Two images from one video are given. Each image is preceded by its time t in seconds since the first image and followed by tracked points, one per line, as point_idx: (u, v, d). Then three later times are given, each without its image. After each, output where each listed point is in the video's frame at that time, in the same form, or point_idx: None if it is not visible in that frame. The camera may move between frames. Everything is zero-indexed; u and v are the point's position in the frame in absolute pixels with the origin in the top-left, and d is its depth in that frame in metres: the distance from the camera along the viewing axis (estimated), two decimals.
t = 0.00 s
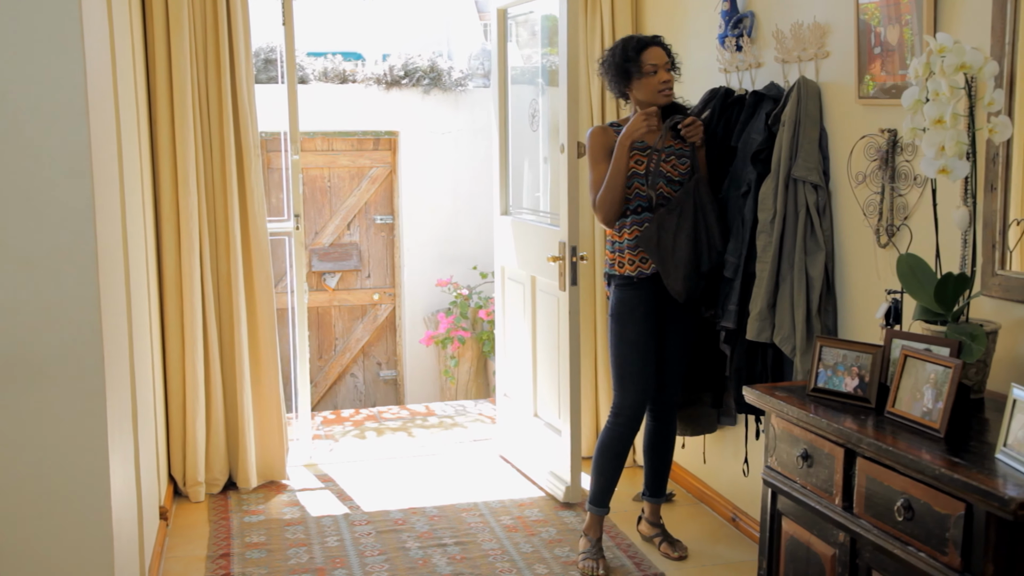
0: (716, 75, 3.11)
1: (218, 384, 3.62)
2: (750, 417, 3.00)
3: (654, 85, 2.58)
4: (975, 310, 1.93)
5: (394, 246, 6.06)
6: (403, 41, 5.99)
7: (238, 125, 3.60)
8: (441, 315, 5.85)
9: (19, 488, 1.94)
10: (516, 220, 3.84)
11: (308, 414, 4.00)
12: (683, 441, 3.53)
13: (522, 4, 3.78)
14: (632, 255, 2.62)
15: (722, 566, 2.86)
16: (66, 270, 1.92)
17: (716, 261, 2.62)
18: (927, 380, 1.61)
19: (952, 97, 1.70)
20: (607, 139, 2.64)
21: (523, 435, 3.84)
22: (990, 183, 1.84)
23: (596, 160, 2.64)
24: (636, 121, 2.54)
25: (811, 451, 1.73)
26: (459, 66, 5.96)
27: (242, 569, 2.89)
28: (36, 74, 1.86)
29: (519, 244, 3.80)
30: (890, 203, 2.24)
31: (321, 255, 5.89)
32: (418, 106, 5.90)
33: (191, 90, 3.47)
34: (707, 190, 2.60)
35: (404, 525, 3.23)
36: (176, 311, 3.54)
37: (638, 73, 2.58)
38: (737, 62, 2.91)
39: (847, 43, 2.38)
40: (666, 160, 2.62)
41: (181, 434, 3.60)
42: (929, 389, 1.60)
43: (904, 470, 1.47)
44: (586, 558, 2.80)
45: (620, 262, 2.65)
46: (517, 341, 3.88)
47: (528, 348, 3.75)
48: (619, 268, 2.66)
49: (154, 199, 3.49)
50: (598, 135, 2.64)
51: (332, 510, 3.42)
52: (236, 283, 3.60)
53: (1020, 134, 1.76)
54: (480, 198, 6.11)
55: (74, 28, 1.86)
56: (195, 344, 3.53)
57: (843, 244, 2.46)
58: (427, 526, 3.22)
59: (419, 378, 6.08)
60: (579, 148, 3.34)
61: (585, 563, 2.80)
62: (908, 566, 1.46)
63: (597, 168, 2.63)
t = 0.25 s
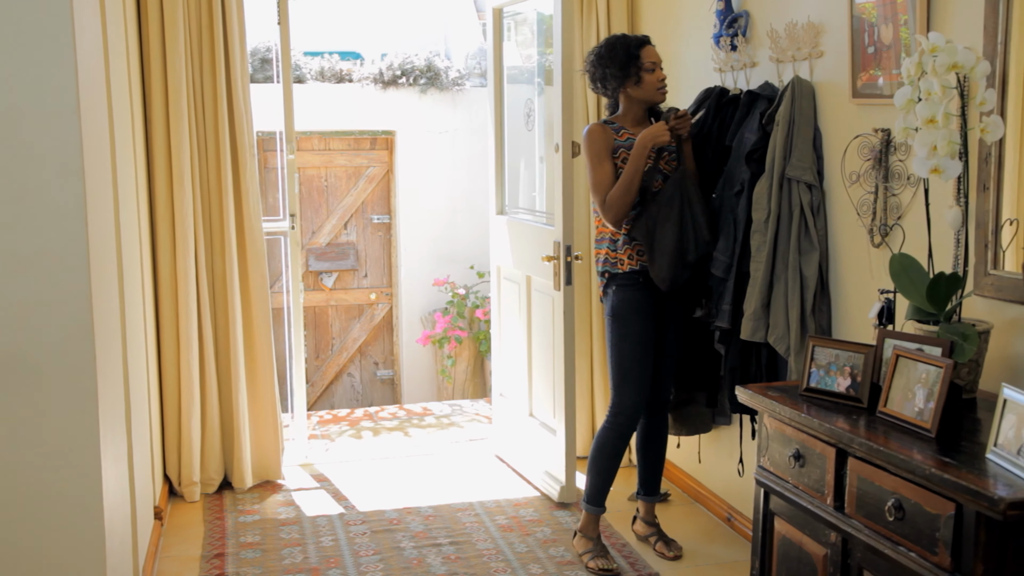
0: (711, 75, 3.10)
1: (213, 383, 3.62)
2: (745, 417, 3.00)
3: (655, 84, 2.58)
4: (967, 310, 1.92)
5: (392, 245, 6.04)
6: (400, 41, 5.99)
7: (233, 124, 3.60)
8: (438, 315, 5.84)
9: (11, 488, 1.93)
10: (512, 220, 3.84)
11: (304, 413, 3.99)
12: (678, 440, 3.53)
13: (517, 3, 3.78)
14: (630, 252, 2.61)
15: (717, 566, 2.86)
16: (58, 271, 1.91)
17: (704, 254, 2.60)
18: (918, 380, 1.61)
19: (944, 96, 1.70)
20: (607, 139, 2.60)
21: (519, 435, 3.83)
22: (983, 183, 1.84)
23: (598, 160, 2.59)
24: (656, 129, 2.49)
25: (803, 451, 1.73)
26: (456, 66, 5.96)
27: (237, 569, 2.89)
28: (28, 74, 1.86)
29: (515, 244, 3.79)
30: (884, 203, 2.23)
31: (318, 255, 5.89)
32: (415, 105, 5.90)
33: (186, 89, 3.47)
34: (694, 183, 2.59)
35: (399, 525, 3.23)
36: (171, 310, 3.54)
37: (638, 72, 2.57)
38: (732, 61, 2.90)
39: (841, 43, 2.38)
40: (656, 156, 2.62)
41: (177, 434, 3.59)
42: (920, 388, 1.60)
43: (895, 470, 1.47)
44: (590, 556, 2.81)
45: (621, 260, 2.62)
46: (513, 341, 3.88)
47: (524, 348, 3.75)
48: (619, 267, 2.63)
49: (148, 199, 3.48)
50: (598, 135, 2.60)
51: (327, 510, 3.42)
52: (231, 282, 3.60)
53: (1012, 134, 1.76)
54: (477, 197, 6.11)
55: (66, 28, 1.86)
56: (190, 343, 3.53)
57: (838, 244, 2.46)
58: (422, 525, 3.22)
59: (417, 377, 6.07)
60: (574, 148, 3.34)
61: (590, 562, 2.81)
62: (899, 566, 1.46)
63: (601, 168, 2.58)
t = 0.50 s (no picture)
0: (706, 74, 3.10)
1: (208, 384, 3.61)
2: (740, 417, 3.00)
3: (644, 83, 2.61)
4: (959, 310, 1.92)
5: (389, 245, 6.01)
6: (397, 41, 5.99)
7: (228, 124, 3.59)
8: (434, 315, 5.84)
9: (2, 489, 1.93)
10: (508, 219, 3.83)
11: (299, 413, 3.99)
12: (673, 440, 3.54)
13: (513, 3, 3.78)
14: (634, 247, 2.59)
15: (712, 566, 2.86)
16: (51, 271, 1.91)
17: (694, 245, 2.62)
18: (910, 380, 1.61)
19: (936, 96, 1.70)
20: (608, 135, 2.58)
21: (514, 435, 3.83)
22: (975, 183, 1.84)
23: (601, 152, 2.55)
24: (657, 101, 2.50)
25: (795, 451, 1.73)
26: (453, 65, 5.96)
27: (231, 569, 2.89)
28: (20, 74, 1.85)
29: (511, 244, 3.79)
30: (878, 203, 2.23)
31: (315, 254, 5.84)
32: (412, 105, 5.90)
33: (181, 88, 3.47)
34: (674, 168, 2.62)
35: (394, 525, 3.23)
36: (166, 311, 3.54)
37: (633, 68, 2.58)
38: (727, 61, 2.90)
39: (835, 43, 2.38)
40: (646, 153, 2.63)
41: (171, 434, 3.59)
42: (911, 388, 1.60)
43: (886, 470, 1.47)
44: (584, 557, 2.81)
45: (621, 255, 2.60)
46: (509, 340, 3.88)
47: (519, 348, 3.75)
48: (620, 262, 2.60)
49: (143, 199, 3.48)
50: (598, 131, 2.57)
51: (323, 510, 3.42)
52: (226, 282, 3.59)
53: (1004, 134, 1.76)
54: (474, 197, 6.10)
55: (58, 28, 1.86)
56: (185, 343, 3.53)
57: (833, 244, 2.46)
58: (417, 525, 3.22)
59: (413, 377, 6.07)
60: (569, 148, 3.34)
61: (584, 562, 2.81)
62: (890, 566, 1.46)
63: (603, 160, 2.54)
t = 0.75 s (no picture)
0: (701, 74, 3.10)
1: (203, 383, 3.61)
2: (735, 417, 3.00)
3: (630, 82, 2.60)
4: (953, 310, 1.92)
5: (386, 245, 6.03)
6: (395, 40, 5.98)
7: (224, 124, 3.59)
8: (432, 315, 5.83)
9: None
10: (504, 219, 3.83)
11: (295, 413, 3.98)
12: (669, 440, 3.53)
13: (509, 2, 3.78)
14: (636, 243, 2.58)
15: (707, 565, 2.86)
16: (42, 271, 1.91)
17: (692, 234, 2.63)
18: (902, 380, 1.61)
19: (928, 96, 1.70)
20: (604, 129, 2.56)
21: (510, 435, 3.83)
22: (968, 183, 1.84)
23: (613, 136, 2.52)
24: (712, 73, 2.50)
25: (787, 451, 1.73)
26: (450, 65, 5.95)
27: (225, 569, 2.88)
28: (10, 73, 1.85)
29: (507, 243, 3.79)
30: (872, 203, 2.23)
31: (313, 253, 5.87)
32: (409, 104, 5.90)
33: (176, 88, 3.46)
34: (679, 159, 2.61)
35: (390, 524, 3.23)
36: (162, 310, 3.53)
37: (620, 66, 2.57)
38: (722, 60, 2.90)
39: (829, 43, 2.38)
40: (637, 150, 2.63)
41: (166, 433, 3.59)
42: (903, 388, 1.60)
43: (877, 470, 1.46)
44: (578, 557, 2.81)
45: (619, 252, 2.59)
46: (505, 340, 3.88)
47: (515, 347, 3.75)
48: (618, 260, 2.59)
49: (139, 198, 3.47)
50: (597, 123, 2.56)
51: (318, 510, 3.42)
52: (222, 282, 3.59)
53: (997, 134, 1.76)
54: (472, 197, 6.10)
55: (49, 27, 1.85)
56: (180, 342, 3.52)
57: (827, 244, 2.45)
58: (412, 525, 3.22)
59: (411, 376, 6.07)
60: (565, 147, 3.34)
61: (578, 563, 2.81)
62: (881, 566, 1.46)
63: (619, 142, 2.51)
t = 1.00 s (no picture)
0: (696, 72, 3.10)
1: (199, 382, 3.61)
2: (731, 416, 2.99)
3: (623, 78, 2.60)
4: (946, 308, 1.92)
5: (383, 244, 6.02)
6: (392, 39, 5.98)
7: (219, 123, 3.59)
8: (429, 313, 5.82)
9: None
10: (499, 218, 3.84)
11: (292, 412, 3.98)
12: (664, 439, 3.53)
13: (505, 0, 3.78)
14: (635, 242, 2.59)
15: (702, 564, 2.86)
16: (33, 269, 1.91)
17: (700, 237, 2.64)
18: (894, 378, 1.61)
19: (921, 94, 1.69)
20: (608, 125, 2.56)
21: (506, 433, 3.83)
22: (961, 182, 1.83)
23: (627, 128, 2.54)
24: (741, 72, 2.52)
25: (779, 449, 1.73)
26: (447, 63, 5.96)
27: (220, 567, 2.88)
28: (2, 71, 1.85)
29: (502, 242, 3.79)
30: (866, 201, 2.23)
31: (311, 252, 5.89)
32: (406, 103, 5.89)
33: (171, 86, 3.46)
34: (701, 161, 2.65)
35: (385, 523, 3.23)
36: (158, 309, 3.53)
37: (614, 63, 2.57)
38: (717, 59, 2.90)
39: (823, 41, 2.38)
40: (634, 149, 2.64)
41: (162, 432, 3.58)
42: (895, 387, 1.60)
43: (868, 469, 1.46)
44: (573, 556, 2.81)
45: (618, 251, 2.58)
46: (500, 338, 3.88)
47: (511, 346, 3.75)
48: (616, 258, 2.59)
49: (134, 197, 3.47)
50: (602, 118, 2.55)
51: (313, 509, 3.41)
52: (217, 281, 3.59)
53: (990, 133, 1.75)
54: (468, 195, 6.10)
55: (40, 24, 1.85)
56: (176, 341, 3.52)
57: (821, 243, 2.45)
58: (407, 524, 3.22)
59: (408, 375, 6.07)
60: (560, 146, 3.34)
61: (573, 561, 2.81)
62: (872, 565, 1.46)
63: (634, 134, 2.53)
